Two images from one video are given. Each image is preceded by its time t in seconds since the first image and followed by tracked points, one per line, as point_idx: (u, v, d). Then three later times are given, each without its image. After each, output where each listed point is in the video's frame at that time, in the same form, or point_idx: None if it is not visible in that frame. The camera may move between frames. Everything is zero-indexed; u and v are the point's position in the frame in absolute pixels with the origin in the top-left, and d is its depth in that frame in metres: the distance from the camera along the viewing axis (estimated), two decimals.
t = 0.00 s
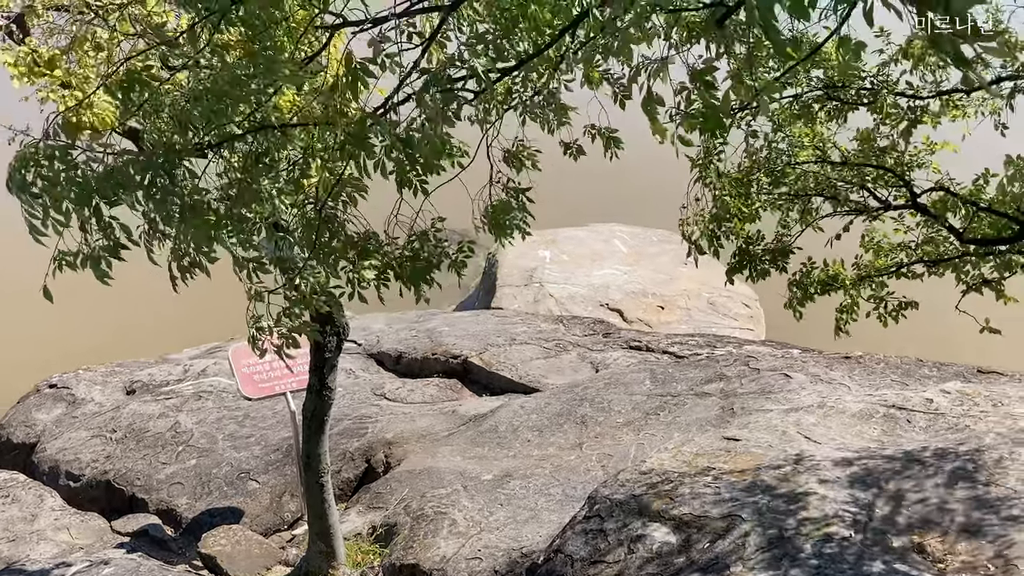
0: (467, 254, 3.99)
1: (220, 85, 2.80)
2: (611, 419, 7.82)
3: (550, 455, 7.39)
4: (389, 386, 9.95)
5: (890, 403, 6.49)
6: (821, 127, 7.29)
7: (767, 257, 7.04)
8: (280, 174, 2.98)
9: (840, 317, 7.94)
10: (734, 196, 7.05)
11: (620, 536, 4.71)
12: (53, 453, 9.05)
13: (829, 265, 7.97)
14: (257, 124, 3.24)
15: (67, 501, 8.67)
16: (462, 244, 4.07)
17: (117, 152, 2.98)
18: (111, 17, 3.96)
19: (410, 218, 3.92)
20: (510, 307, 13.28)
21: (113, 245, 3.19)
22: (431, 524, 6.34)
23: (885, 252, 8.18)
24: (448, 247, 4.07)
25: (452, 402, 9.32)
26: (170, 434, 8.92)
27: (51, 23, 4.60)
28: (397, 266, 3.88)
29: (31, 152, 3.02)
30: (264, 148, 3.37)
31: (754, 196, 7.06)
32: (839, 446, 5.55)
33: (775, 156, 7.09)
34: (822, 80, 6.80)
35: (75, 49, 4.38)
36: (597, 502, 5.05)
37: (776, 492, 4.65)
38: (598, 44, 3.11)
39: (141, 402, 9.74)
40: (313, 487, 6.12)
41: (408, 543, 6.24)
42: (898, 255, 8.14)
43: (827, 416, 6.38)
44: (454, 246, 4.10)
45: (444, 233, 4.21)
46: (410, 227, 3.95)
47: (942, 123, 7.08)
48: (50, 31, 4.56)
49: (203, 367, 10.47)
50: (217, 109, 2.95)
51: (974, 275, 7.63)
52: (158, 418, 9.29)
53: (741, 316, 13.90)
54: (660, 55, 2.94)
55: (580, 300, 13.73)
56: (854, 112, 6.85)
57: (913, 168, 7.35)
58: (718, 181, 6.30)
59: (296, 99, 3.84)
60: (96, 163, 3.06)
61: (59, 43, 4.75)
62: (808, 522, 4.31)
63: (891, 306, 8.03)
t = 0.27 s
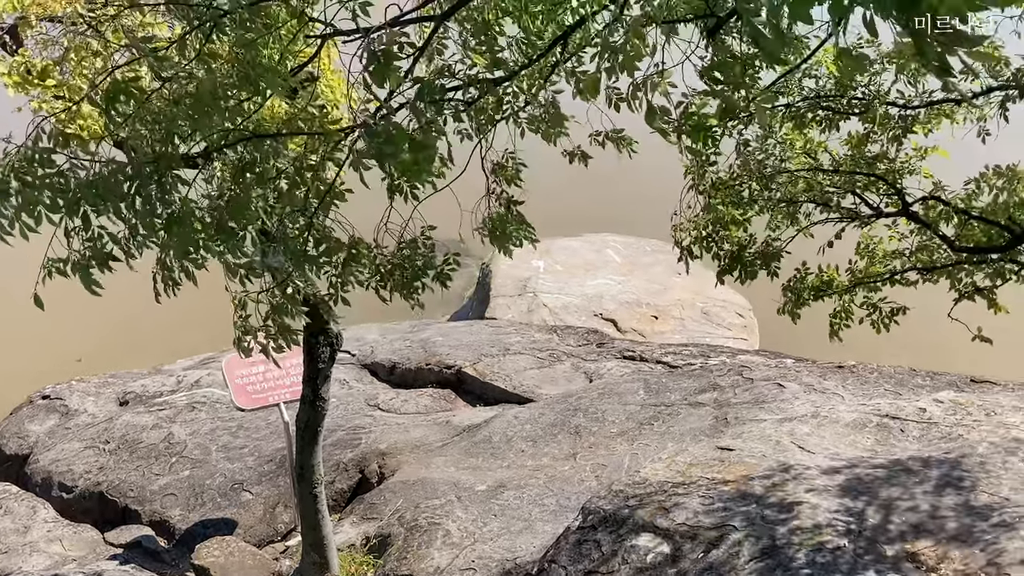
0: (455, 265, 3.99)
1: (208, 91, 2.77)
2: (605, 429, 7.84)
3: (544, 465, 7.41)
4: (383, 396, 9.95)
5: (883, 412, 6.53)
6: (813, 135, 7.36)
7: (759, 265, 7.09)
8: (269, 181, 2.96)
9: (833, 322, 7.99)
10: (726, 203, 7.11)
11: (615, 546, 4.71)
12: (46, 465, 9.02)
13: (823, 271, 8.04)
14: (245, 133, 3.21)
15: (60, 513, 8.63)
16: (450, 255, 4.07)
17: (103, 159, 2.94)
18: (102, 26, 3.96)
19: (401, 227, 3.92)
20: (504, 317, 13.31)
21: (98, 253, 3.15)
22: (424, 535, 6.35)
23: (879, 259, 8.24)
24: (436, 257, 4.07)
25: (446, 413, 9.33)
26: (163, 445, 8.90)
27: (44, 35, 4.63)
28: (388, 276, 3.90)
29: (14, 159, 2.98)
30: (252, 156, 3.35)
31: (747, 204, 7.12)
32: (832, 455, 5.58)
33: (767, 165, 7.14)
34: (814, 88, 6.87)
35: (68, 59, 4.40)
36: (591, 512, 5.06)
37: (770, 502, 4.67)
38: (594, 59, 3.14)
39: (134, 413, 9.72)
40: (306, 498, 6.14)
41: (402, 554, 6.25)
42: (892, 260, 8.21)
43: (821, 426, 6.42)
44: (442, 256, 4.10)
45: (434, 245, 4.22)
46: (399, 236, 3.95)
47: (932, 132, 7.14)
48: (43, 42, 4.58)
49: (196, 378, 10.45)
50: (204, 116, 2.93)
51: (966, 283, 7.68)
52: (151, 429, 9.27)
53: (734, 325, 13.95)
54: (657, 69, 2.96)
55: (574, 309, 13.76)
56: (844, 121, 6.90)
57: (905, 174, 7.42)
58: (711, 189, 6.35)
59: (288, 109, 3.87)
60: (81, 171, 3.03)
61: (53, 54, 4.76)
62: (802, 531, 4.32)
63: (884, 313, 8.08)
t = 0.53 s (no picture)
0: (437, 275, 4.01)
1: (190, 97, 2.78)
2: (597, 439, 7.87)
3: (537, 475, 7.42)
4: (376, 407, 9.96)
5: (875, 422, 6.57)
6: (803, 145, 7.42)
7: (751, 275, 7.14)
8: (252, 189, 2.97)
9: (825, 326, 8.06)
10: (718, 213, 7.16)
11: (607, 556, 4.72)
12: (38, 476, 9.00)
13: (816, 276, 8.09)
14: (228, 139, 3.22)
15: (52, 524, 8.61)
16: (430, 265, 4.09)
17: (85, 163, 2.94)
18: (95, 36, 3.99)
19: (382, 234, 3.93)
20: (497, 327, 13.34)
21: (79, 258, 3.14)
22: (417, 546, 6.36)
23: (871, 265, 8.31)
24: (416, 266, 4.02)
25: (439, 423, 9.35)
26: (155, 456, 8.89)
27: (37, 46, 4.65)
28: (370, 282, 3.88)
29: None
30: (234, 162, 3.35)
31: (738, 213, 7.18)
32: (824, 464, 5.61)
33: (757, 174, 7.20)
34: (803, 97, 6.91)
35: (60, 70, 4.41)
36: (584, 522, 5.07)
37: (761, 512, 4.70)
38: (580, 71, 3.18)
39: (126, 424, 9.71)
40: (298, 509, 6.15)
41: (395, 565, 6.26)
42: (884, 266, 8.28)
43: (813, 435, 6.46)
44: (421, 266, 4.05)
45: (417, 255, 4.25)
46: (380, 243, 3.91)
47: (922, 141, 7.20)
48: (36, 53, 4.60)
49: (189, 388, 10.44)
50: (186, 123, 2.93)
51: (956, 291, 7.74)
52: (143, 440, 9.26)
53: (727, 334, 13.99)
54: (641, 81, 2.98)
55: (567, 319, 13.80)
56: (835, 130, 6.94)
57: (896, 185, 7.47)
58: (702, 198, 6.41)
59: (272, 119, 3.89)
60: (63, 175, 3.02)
61: (45, 66, 4.78)
62: (792, 542, 4.34)
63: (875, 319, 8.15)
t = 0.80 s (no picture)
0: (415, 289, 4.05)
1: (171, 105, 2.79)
2: (588, 449, 7.90)
3: (528, 486, 7.44)
4: (365, 418, 9.97)
5: (865, 431, 6.62)
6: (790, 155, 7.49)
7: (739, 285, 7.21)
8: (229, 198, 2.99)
9: (814, 340, 8.12)
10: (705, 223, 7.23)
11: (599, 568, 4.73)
12: (26, 489, 8.96)
13: (803, 289, 8.16)
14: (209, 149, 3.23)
15: (40, 538, 8.58)
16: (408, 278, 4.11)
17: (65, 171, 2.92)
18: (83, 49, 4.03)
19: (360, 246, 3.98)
20: (488, 337, 13.37)
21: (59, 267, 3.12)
22: (407, 557, 6.38)
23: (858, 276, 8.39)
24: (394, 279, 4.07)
25: (429, 434, 9.36)
26: (144, 469, 8.87)
27: (25, 58, 4.67)
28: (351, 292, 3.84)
29: None
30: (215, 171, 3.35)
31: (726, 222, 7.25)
32: (813, 473, 5.65)
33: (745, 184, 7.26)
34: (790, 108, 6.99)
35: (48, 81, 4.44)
36: (574, 533, 5.09)
37: (751, 522, 4.72)
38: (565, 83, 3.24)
39: (115, 436, 9.68)
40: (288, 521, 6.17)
41: None
42: (870, 279, 8.35)
43: (803, 444, 6.52)
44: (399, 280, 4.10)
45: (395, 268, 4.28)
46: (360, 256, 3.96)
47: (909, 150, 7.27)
48: (24, 65, 4.62)
49: (178, 400, 10.42)
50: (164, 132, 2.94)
51: (944, 300, 7.82)
52: (132, 453, 9.24)
53: (717, 344, 14.06)
54: (623, 90, 3.03)
55: (557, 329, 13.85)
56: (821, 140, 7.01)
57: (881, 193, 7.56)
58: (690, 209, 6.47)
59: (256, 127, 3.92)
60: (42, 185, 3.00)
61: (34, 78, 4.80)
62: (783, 551, 4.37)
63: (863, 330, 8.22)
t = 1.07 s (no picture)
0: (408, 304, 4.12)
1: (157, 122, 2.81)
2: (575, 460, 7.95)
3: (515, 497, 7.47)
4: (352, 430, 9.99)
5: (851, 440, 6.70)
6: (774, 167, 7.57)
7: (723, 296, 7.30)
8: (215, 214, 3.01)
9: (798, 345, 8.22)
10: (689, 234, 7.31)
11: None
12: (11, 504, 8.94)
13: (787, 297, 8.25)
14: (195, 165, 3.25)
15: (26, 553, 8.55)
16: (400, 293, 4.19)
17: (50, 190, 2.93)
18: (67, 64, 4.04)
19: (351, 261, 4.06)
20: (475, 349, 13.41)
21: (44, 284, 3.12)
22: (394, 570, 6.41)
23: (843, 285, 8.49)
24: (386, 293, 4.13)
25: (416, 446, 9.40)
26: (131, 482, 8.85)
27: (12, 72, 4.70)
28: (342, 307, 3.90)
29: None
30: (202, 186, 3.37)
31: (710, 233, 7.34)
32: (799, 483, 5.72)
33: (728, 195, 7.36)
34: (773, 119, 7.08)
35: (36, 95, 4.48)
36: (562, 543, 5.12)
37: (738, 531, 4.77)
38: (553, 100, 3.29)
39: (101, 450, 9.66)
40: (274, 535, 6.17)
41: None
42: (854, 287, 8.45)
43: (789, 454, 6.59)
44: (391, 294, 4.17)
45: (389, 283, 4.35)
46: (349, 271, 4.04)
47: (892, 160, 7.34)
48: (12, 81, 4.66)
49: (164, 414, 10.41)
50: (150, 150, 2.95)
51: (926, 309, 7.92)
52: (118, 466, 9.22)
53: (705, 354, 14.14)
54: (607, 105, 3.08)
55: (544, 340, 13.91)
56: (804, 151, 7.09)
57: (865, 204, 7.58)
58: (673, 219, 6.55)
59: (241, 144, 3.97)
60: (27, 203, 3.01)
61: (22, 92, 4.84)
62: (771, 561, 4.40)
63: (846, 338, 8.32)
